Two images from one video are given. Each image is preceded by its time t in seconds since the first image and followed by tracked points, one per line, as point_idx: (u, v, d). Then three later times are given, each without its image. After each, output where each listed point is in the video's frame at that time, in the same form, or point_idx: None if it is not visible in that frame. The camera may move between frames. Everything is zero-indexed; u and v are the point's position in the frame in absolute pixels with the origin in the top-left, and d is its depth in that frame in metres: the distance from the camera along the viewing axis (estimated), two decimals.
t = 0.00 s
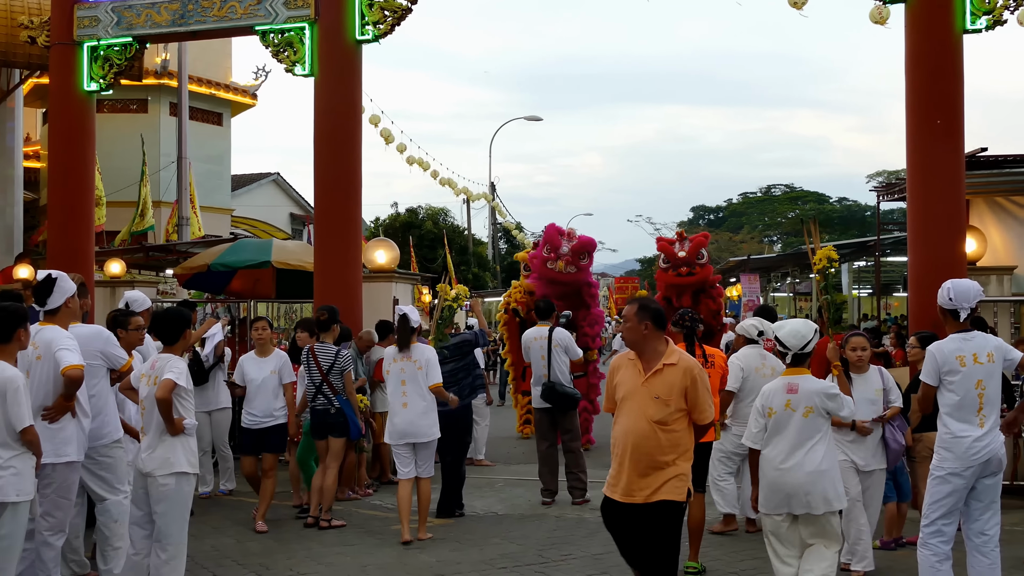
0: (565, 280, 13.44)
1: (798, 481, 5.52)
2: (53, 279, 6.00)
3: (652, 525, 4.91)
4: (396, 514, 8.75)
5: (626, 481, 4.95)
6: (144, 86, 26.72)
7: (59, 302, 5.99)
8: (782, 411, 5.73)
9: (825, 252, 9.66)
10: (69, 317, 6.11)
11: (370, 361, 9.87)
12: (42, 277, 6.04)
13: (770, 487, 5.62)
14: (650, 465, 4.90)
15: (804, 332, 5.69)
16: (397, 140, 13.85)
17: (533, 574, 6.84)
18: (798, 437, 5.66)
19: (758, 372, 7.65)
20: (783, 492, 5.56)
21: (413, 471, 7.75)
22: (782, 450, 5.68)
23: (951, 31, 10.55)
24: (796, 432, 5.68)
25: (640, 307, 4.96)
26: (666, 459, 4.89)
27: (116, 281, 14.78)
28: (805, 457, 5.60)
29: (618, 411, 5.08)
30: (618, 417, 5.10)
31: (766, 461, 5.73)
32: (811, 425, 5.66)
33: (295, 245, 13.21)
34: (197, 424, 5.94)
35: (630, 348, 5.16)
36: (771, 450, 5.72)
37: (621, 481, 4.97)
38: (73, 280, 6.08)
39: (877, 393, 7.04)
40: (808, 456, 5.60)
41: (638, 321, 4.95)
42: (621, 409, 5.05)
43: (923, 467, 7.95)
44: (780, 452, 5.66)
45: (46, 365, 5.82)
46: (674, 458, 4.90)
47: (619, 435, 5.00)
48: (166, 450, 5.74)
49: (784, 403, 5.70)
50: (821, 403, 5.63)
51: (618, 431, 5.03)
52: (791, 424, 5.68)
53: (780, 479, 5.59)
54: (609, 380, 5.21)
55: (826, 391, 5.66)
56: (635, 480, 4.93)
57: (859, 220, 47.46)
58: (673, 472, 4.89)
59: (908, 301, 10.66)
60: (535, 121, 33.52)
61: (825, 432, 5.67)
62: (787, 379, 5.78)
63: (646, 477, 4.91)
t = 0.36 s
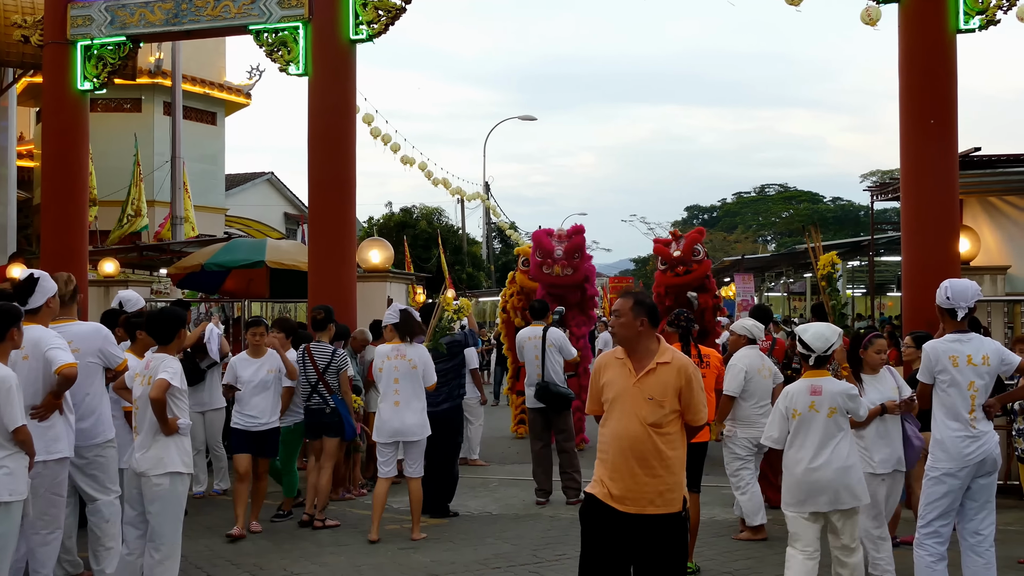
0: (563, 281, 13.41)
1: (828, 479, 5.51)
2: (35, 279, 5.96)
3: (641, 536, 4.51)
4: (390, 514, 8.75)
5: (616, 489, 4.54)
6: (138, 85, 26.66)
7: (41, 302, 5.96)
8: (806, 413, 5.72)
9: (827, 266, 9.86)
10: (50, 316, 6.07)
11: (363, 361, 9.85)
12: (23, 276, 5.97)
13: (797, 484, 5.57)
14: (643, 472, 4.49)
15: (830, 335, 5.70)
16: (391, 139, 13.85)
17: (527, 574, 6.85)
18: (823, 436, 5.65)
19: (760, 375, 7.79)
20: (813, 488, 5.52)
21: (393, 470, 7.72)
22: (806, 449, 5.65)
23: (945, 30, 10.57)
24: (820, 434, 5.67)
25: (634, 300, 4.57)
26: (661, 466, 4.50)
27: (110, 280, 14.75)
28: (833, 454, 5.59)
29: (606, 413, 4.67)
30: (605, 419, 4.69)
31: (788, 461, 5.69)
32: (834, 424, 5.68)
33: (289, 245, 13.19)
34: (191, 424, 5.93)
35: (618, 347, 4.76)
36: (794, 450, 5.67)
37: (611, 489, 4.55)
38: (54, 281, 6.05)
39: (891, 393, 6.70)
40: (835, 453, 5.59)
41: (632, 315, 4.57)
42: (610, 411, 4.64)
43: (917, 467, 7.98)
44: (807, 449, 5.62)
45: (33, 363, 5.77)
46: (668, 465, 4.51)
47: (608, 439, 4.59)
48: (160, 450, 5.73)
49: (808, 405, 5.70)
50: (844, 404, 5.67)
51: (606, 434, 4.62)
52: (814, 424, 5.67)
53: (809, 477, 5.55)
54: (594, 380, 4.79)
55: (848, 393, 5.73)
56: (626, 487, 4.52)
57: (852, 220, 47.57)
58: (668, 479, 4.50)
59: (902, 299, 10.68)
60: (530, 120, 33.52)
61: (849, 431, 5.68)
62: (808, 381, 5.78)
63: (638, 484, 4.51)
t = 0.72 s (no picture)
0: (562, 277, 13.41)
1: (843, 469, 5.80)
2: (15, 279, 5.94)
3: (628, 555, 4.20)
4: (390, 515, 8.74)
5: (600, 504, 4.22)
6: (138, 85, 26.66)
7: (20, 302, 5.97)
8: (822, 406, 5.98)
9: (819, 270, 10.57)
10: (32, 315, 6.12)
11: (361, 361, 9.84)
12: (4, 276, 5.98)
13: (815, 476, 5.86)
14: (629, 484, 4.19)
15: (844, 331, 6.02)
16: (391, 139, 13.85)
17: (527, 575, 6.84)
18: (839, 428, 5.93)
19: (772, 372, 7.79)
20: (830, 479, 5.81)
21: (378, 471, 7.71)
22: (822, 440, 5.93)
23: (945, 30, 10.57)
24: (836, 426, 5.96)
25: (616, 301, 4.30)
26: (648, 477, 4.20)
27: (110, 280, 14.75)
28: (848, 446, 5.87)
29: (583, 423, 4.35)
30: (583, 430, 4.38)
31: (804, 452, 5.96)
32: (848, 417, 5.97)
33: (289, 245, 13.19)
34: (192, 424, 5.93)
35: (592, 352, 4.44)
36: (809, 442, 5.96)
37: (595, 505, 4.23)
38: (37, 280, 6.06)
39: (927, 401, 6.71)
40: (850, 445, 5.89)
41: (615, 316, 4.29)
42: (588, 421, 4.32)
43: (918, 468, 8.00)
44: (823, 442, 5.90)
45: (23, 361, 5.77)
46: (655, 476, 4.23)
47: (588, 451, 4.27)
48: (160, 450, 5.73)
49: (825, 399, 5.96)
50: (860, 399, 5.95)
51: (586, 446, 4.29)
52: (831, 416, 5.96)
53: (826, 468, 5.83)
54: (568, 388, 4.46)
55: (862, 387, 6.00)
56: (611, 500, 4.21)
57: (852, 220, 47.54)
58: (655, 492, 4.22)
59: (903, 299, 10.68)
60: (530, 120, 33.52)
61: (860, 425, 5.98)
62: (824, 376, 6.05)
63: (624, 498, 4.20)
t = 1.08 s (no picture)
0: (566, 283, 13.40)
1: (834, 465, 6.15)
2: (7, 281, 5.98)
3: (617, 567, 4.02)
4: (394, 515, 8.74)
5: (588, 513, 4.04)
6: (143, 85, 26.71)
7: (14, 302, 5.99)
8: (817, 405, 6.32)
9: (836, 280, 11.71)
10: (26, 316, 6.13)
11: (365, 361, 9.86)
12: None
13: (808, 470, 6.19)
14: (619, 493, 4.02)
15: (840, 334, 6.35)
16: (395, 140, 13.87)
17: None
18: (831, 426, 6.27)
19: (767, 374, 7.82)
20: (822, 474, 6.11)
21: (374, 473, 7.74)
22: (815, 437, 6.27)
23: (950, 30, 10.54)
24: (831, 424, 6.30)
25: (604, 297, 4.14)
26: (639, 484, 4.04)
27: (115, 280, 14.77)
28: (839, 443, 6.22)
29: (570, 427, 4.17)
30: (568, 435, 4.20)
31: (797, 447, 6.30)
32: (841, 417, 6.30)
33: (293, 245, 13.21)
34: (196, 424, 5.93)
35: (578, 352, 4.26)
36: (803, 438, 6.30)
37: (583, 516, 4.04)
38: (31, 283, 6.06)
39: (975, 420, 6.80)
40: (843, 445, 6.22)
41: (604, 314, 4.13)
42: (575, 425, 4.14)
43: (922, 468, 7.99)
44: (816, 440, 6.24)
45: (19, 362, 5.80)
46: (646, 484, 4.06)
47: (575, 458, 4.09)
48: (165, 450, 5.74)
49: (819, 397, 6.32)
50: (853, 399, 6.30)
51: (573, 452, 4.10)
52: (825, 415, 6.29)
53: (819, 463, 6.17)
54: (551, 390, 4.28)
55: (856, 388, 6.35)
56: (600, 509, 4.03)
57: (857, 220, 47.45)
58: (648, 501, 4.05)
59: (907, 300, 10.66)
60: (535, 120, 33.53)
61: (852, 424, 6.32)
62: (820, 376, 6.39)
63: (613, 508, 4.03)
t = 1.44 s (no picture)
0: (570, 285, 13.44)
1: (835, 463, 6.22)
2: (13, 283, 6.02)
3: None
4: (400, 516, 8.75)
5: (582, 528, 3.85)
6: (150, 86, 26.79)
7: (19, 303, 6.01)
8: (820, 403, 6.42)
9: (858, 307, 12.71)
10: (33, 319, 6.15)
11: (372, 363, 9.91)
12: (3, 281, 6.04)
13: (809, 468, 6.28)
14: (614, 507, 3.82)
15: (846, 336, 6.36)
16: (401, 141, 13.88)
17: None
18: (835, 424, 6.33)
19: (752, 379, 7.86)
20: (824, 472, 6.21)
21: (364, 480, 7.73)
22: (817, 434, 6.34)
23: (957, 31, 10.52)
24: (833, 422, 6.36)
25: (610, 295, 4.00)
26: (638, 500, 3.83)
27: (122, 281, 14.80)
28: (842, 442, 6.27)
29: (570, 434, 4.00)
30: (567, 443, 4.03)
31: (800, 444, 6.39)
32: (846, 416, 6.36)
33: (299, 246, 13.22)
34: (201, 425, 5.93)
35: (585, 355, 4.10)
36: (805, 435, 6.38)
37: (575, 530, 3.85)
38: (37, 284, 6.07)
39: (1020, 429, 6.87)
40: (847, 443, 6.27)
41: (609, 314, 3.98)
42: (574, 432, 3.97)
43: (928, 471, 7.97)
44: (819, 438, 6.31)
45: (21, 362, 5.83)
46: (645, 501, 3.85)
47: (572, 467, 3.91)
48: (169, 451, 5.74)
49: (823, 396, 6.41)
50: (856, 399, 6.34)
51: (570, 460, 3.93)
52: (829, 414, 6.35)
53: (819, 461, 6.26)
54: (555, 394, 4.14)
55: (861, 389, 6.40)
56: (594, 525, 3.83)
57: (864, 222, 47.37)
58: (646, 518, 3.83)
59: (914, 302, 10.64)
60: (541, 122, 33.54)
61: (858, 423, 6.35)
62: (826, 375, 6.50)
63: (609, 525, 3.82)
